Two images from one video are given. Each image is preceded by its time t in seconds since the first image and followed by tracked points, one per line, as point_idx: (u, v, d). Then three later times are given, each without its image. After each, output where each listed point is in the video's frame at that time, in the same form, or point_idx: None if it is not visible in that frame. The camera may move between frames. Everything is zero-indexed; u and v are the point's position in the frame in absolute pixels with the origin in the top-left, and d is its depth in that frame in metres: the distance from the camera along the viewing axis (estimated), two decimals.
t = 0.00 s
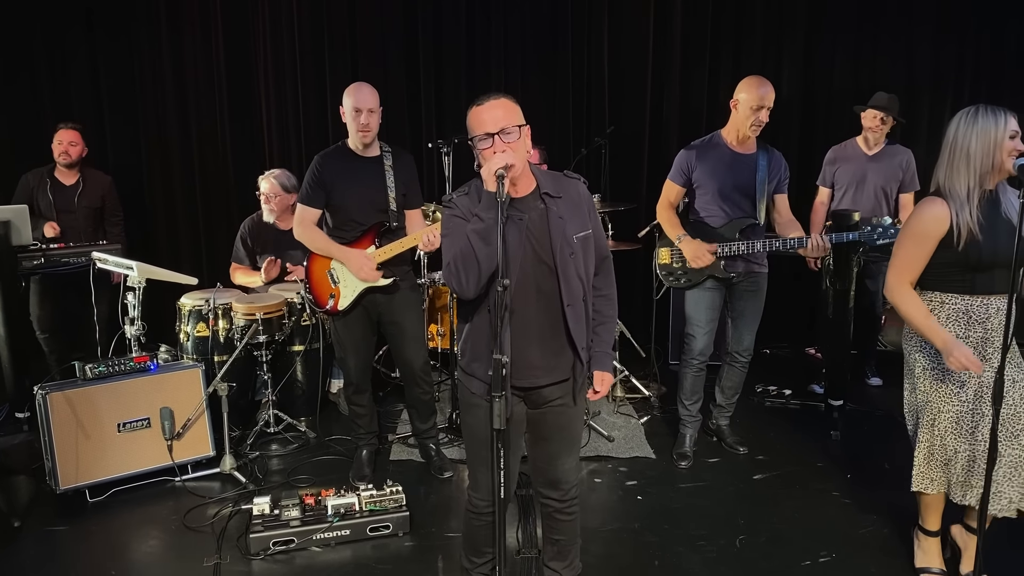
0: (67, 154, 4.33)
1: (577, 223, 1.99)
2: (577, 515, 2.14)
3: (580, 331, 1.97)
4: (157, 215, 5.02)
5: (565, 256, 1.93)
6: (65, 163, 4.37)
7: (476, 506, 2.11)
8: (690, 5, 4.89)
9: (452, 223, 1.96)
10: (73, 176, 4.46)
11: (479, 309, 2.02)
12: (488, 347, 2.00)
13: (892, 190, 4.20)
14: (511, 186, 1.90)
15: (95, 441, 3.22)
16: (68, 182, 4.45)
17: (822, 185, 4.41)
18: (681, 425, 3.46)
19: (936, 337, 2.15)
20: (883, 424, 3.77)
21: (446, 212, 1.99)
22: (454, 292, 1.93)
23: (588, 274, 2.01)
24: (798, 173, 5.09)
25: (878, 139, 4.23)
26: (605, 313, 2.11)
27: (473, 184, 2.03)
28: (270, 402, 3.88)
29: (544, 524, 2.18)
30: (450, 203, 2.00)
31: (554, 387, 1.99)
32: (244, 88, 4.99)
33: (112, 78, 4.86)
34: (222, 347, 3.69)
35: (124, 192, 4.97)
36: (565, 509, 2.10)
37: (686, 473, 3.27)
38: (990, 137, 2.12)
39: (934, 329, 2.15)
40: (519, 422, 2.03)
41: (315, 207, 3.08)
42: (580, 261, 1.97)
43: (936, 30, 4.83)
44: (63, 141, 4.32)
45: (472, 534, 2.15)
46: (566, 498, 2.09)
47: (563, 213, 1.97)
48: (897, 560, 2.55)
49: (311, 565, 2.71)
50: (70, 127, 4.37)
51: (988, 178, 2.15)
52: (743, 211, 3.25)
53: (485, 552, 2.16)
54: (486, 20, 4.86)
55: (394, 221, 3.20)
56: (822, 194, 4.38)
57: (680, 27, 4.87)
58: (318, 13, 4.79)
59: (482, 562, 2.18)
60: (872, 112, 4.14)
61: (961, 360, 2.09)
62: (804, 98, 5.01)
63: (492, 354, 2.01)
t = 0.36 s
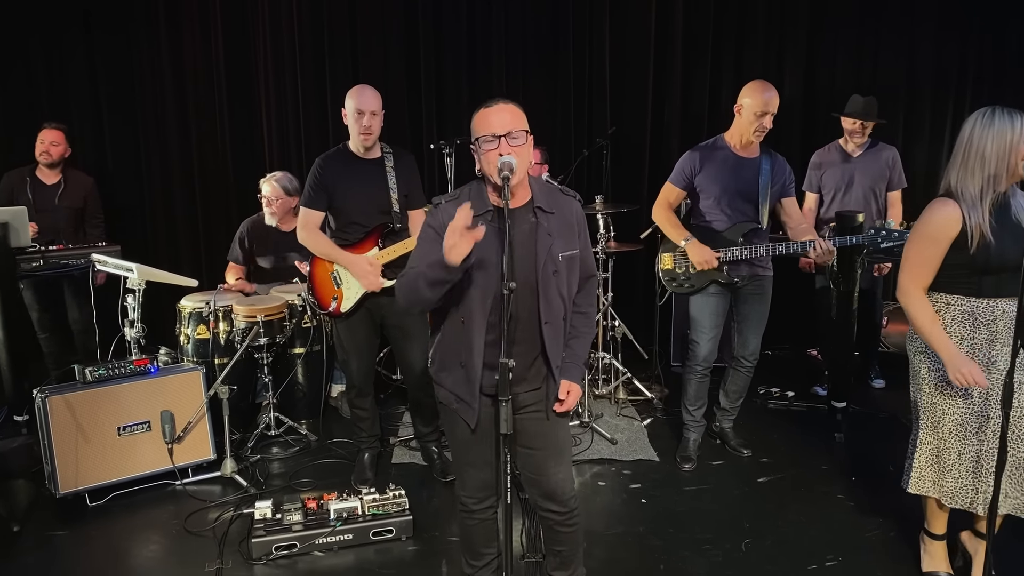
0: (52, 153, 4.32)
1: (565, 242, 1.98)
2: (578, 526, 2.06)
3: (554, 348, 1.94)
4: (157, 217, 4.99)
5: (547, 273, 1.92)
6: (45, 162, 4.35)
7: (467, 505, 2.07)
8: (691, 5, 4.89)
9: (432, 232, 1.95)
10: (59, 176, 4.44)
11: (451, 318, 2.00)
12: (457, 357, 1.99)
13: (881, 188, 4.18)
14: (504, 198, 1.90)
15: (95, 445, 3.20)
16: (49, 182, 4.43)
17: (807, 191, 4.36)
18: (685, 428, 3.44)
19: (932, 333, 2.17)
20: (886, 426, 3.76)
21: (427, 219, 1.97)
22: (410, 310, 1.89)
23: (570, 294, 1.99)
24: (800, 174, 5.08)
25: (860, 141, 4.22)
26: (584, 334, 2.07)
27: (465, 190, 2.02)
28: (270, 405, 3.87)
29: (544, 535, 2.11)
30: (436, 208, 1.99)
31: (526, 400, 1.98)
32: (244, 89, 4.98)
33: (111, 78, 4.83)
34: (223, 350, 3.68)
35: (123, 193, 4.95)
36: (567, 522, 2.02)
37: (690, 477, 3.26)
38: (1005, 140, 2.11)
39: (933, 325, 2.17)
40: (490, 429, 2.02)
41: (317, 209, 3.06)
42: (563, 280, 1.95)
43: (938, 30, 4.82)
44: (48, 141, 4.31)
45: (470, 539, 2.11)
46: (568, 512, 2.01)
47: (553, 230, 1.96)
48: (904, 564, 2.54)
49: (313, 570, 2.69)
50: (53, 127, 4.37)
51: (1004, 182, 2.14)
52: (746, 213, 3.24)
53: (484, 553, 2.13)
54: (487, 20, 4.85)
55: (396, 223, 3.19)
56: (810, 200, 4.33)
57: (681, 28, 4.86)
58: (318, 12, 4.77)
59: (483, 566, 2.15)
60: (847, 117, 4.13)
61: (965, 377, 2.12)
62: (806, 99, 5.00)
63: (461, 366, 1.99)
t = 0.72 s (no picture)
0: (20, 151, 4.28)
1: (567, 243, 1.95)
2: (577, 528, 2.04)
3: (552, 350, 1.92)
4: (156, 217, 4.96)
5: (547, 274, 1.90)
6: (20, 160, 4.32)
7: (468, 507, 2.05)
8: (692, 5, 4.88)
9: (433, 227, 1.94)
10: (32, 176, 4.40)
11: (449, 313, 1.97)
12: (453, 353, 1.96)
13: (882, 186, 4.16)
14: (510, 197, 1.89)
15: (95, 447, 3.17)
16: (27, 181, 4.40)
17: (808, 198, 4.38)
18: (688, 429, 3.43)
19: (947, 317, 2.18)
20: (889, 427, 3.76)
21: (427, 213, 1.96)
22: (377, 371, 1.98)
23: (571, 295, 1.97)
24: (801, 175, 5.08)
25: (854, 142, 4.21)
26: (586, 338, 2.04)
27: (469, 186, 2.00)
28: (271, 407, 3.89)
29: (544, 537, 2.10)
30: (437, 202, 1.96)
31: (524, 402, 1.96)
32: (243, 89, 4.96)
33: (109, 78, 4.80)
34: (224, 352, 3.65)
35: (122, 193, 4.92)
36: (564, 523, 2.01)
37: (695, 478, 3.24)
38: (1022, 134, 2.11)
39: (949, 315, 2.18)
40: (487, 428, 1.99)
41: (318, 209, 3.05)
42: (564, 281, 1.93)
43: (939, 31, 4.82)
44: (15, 138, 4.27)
45: (473, 540, 2.09)
46: (565, 513, 2.00)
47: (556, 230, 1.94)
48: (911, 565, 2.53)
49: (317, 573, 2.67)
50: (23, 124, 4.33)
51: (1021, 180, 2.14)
52: (750, 214, 3.22)
53: (487, 555, 2.11)
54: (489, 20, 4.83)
55: (400, 223, 3.15)
56: (811, 206, 4.35)
57: (682, 28, 4.85)
58: (318, 11, 4.75)
59: (487, 567, 2.12)
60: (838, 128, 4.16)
61: (975, 351, 2.11)
62: (807, 100, 5.00)
63: (459, 361, 1.96)
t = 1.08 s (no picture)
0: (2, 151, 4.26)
1: (569, 247, 1.93)
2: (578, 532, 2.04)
3: (546, 355, 1.91)
4: (151, 219, 4.93)
5: (544, 279, 1.89)
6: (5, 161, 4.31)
7: (469, 506, 2.04)
8: (689, 6, 4.88)
9: (432, 225, 1.95)
10: (15, 173, 4.40)
11: (445, 311, 1.97)
12: (448, 352, 1.95)
13: (890, 189, 4.13)
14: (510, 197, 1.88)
15: (90, 451, 3.15)
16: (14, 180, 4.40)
17: (818, 196, 4.40)
18: (686, 431, 3.42)
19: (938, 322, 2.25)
20: (887, 428, 3.76)
21: (428, 211, 1.96)
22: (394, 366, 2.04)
23: (570, 301, 1.95)
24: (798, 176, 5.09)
25: (865, 143, 4.22)
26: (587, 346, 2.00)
27: (471, 186, 1.99)
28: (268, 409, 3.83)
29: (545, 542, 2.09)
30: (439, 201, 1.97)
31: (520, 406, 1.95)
32: (239, 90, 4.94)
33: (104, 79, 4.77)
34: (219, 354, 3.62)
35: (116, 195, 4.89)
36: (564, 529, 2.00)
37: (693, 480, 3.24)
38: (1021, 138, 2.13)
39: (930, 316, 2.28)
40: (483, 430, 1.98)
41: (317, 209, 3.03)
42: (561, 286, 1.92)
43: (936, 31, 4.83)
44: None
45: (472, 542, 2.08)
46: (565, 519, 1.99)
47: (557, 234, 1.93)
48: (911, 566, 2.53)
49: None
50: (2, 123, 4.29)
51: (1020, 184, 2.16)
52: (748, 212, 3.21)
53: (487, 556, 2.10)
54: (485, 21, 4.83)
55: (396, 223, 3.15)
56: (820, 204, 4.37)
57: (679, 28, 4.85)
58: (314, 12, 4.73)
59: (487, 569, 2.11)
60: (847, 120, 4.17)
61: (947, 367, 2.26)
62: (804, 101, 5.01)
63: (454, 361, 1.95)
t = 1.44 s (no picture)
0: None
1: (563, 247, 1.91)
2: (576, 543, 2.01)
3: (544, 358, 1.89)
4: (141, 222, 4.89)
5: (539, 280, 1.87)
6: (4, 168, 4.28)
7: (462, 517, 2.02)
8: (682, 9, 4.88)
9: (425, 230, 1.93)
10: (14, 177, 4.37)
11: (440, 316, 1.95)
12: (445, 358, 1.93)
13: (900, 200, 4.12)
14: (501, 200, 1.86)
15: (79, 456, 3.11)
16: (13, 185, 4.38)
17: (827, 195, 4.39)
18: (681, 434, 3.41)
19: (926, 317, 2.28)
20: (881, 431, 3.76)
21: (421, 216, 1.94)
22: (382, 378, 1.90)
23: (566, 302, 1.93)
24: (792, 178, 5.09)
25: (882, 149, 4.18)
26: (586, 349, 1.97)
27: (463, 190, 1.97)
28: (259, 414, 3.80)
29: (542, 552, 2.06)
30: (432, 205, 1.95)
31: (518, 410, 1.93)
32: (230, 92, 4.91)
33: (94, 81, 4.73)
34: (210, 358, 3.59)
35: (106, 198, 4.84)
36: (564, 540, 1.97)
37: (686, 484, 3.22)
38: (1010, 143, 2.13)
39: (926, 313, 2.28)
40: (481, 436, 1.96)
41: (305, 213, 3.01)
42: (557, 286, 1.89)
43: (929, 34, 4.84)
44: None
45: (465, 551, 2.05)
46: (565, 530, 1.96)
47: (551, 234, 1.90)
48: (905, 569, 2.53)
49: None
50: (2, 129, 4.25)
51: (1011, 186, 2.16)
52: (741, 214, 3.21)
53: (479, 565, 2.07)
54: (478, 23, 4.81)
55: (389, 227, 3.13)
56: (828, 203, 4.37)
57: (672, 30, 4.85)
58: (306, 13, 4.70)
59: None
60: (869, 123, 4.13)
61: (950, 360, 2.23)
62: (798, 103, 5.01)
63: (450, 366, 1.93)
